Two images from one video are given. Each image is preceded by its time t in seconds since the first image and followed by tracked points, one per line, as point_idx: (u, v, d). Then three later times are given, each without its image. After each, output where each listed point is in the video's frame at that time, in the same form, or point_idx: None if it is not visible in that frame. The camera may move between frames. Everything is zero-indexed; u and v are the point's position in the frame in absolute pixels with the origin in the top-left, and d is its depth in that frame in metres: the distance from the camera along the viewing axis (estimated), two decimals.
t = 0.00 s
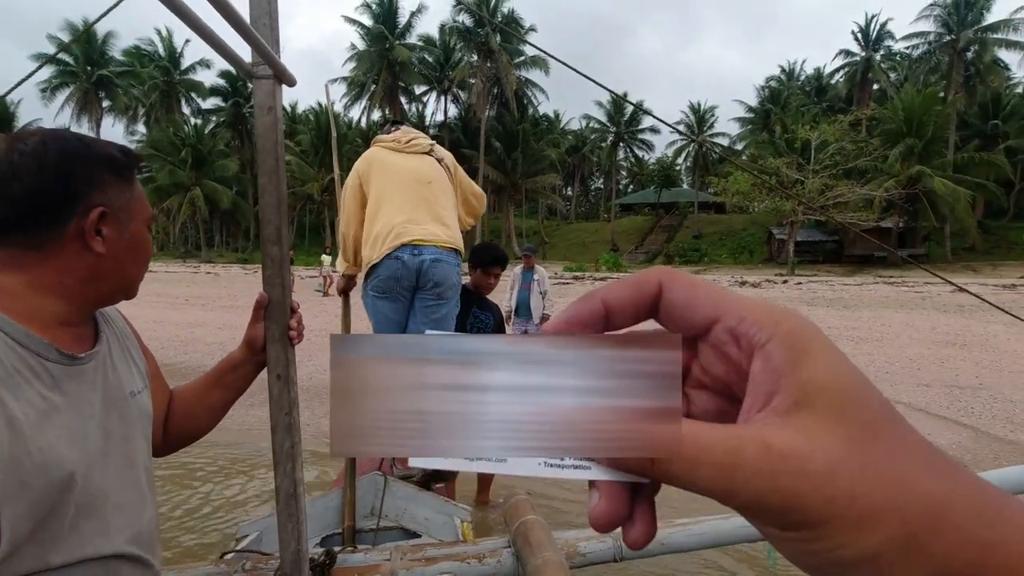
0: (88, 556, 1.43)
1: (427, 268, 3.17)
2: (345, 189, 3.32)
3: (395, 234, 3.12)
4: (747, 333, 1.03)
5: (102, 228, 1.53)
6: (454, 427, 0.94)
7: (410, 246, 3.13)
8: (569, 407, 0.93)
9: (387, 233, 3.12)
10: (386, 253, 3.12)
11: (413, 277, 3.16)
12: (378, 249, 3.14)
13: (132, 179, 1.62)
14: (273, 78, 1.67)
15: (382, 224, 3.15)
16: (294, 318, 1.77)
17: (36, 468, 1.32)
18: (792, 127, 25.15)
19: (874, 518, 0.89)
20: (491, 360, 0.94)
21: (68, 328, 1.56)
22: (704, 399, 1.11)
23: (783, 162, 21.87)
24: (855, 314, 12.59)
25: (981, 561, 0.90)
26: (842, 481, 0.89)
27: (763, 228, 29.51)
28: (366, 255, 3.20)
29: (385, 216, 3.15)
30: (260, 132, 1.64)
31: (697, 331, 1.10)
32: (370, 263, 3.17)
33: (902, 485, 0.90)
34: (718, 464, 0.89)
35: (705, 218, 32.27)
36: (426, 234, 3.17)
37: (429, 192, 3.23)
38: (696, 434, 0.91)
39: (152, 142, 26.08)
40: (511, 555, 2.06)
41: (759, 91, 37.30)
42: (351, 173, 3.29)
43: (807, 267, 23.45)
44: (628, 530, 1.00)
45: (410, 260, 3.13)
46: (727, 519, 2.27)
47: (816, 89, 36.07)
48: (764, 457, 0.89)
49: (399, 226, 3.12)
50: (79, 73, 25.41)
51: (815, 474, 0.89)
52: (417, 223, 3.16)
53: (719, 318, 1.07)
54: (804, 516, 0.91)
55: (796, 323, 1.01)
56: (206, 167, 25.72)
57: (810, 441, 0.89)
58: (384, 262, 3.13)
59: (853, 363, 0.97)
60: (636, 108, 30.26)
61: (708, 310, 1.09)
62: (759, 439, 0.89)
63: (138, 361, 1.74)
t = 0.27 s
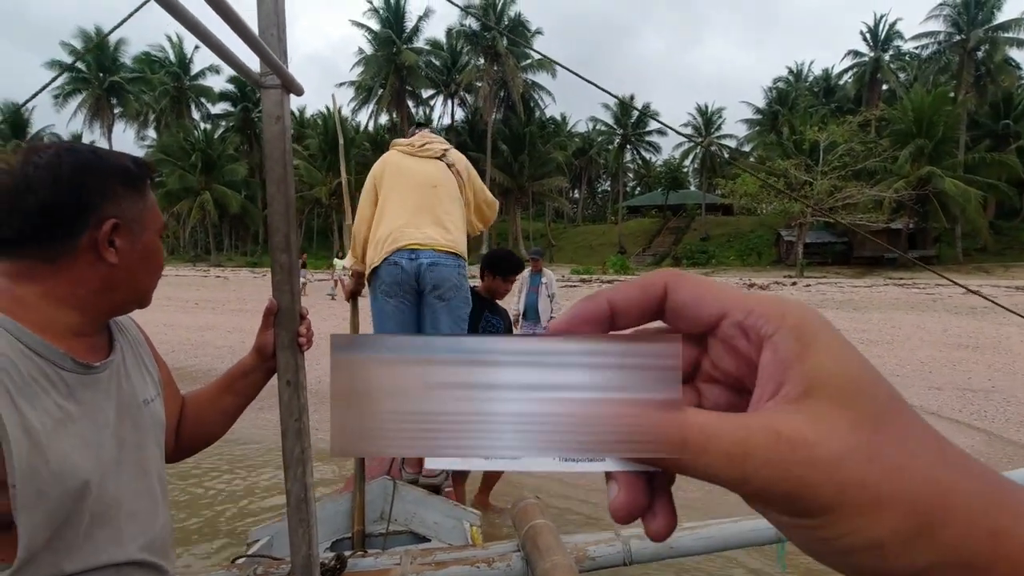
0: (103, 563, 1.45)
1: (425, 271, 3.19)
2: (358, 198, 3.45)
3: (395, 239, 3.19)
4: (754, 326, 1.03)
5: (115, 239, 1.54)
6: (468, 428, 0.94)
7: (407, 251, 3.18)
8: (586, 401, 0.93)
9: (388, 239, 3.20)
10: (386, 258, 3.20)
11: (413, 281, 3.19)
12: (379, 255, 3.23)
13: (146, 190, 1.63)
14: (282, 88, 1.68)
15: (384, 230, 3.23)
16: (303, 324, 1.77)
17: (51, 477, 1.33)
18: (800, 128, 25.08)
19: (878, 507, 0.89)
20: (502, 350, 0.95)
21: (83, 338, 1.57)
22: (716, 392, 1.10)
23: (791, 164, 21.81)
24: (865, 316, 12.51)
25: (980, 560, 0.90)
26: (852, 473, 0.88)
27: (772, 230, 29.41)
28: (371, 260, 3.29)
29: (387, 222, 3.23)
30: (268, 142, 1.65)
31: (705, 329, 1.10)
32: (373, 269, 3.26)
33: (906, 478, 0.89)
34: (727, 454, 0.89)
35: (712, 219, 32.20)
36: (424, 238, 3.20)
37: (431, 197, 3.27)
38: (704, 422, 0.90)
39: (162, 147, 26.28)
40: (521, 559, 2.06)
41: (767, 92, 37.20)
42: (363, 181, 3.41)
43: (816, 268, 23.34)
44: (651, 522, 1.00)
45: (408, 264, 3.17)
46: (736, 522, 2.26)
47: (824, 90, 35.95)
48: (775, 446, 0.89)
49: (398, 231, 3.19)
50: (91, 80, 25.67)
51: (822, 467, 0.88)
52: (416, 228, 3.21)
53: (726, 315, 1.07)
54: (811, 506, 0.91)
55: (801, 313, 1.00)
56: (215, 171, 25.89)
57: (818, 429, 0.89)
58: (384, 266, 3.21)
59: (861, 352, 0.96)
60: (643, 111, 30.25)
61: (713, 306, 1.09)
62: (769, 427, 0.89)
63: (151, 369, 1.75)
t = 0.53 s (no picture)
0: (112, 562, 1.45)
1: (434, 273, 3.20)
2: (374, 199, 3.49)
3: (405, 242, 3.22)
4: (768, 307, 1.03)
5: (122, 236, 1.55)
6: (477, 420, 0.94)
7: (416, 253, 3.20)
8: (591, 384, 0.93)
9: (399, 241, 3.24)
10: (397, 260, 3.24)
11: (422, 282, 3.20)
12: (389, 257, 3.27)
13: (152, 190, 1.64)
14: (290, 90, 1.69)
15: (396, 232, 3.27)
16: (312, 325, 1.78)
17: (59, 476, 1.34)
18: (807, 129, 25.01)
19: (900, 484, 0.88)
20: (513, 346, 0.94)
21: (92, 337, 1.58)
22: (727, 375, 1.10)
23: (797, 166, 21.76)
24: (873, 318, 12.45)
25: (995, 533, 0.91)
26: (875, 449, 0.88)
27: (778, 232, 29.33)
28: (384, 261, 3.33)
29: (399, 224, 3.27)
30: (277, 144, 1.66)
31: (717, 311, 1.09)
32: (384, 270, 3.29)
33: (928, 455, 0.89)
34: (747, 433, 0.88)
35: (719, 222, 32.14)
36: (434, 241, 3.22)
37: (440, 200, 3.27)
38: (721, 401, 0.90)
39: (170, 150, 26.43)
40: (530, 561, 2.05)
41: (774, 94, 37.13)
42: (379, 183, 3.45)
43: (823, 270, 23.26)
44: (665, 508, 1.00)
45: (416, 266, 3.19)
46: (746, 525, 2.25)
47: (831, 92, 35.86)
48: (802, 426, 0.87)
49: (408, 234, 3.22)
50: (101, 84, 25.88)
51: (846, 445, 0.87)
52: (426, 230, 3.23)
53: (740, 296, 1.06)
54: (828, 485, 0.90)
55: (817, 295, 1.00)
56: (222, 175, 26.02)
57: (841, 408, 0.88)
58: (394, 269, 3.24)
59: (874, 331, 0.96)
60: (649, 113, 30.24)
61: (726, 284, 1.07)
62: (786, 405, 0.88)
63: (160, 370, 1.76)
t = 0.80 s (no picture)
0: (119, 560, 1.46)
1: (435, 276, 3.21)
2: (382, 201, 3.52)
3: (408, 246, 3.24)
4: (765, 312, 1.02)
5: (128, 234, 1.55)
6: (480, 422, 0.94)
7: (419, 257, 3.22)
8: (589, 391, 0.93)
9: (403, 244, 3.27)
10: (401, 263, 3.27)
11: (424, 286, 3.22)
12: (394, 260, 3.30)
13: (160, 188, 1.65)
14: (297, 89, 1.69)
15: (401, 235, 3.29)
16: (317, 325, 1.78)
17: (65, 475, 1.34)
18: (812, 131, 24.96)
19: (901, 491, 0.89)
20: (518, 352, 0.94)
21: (100, 336, 1.59)
22: (725, 382, 1.09)
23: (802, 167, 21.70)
24: (878, 320, 12.40)
25: (994, 541, 0.91)
26: (875, 455, 0.88)
27: (782, 234, 29.24)
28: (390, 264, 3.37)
29: (404, 228, 3.29)
30: (284, 143, 1.66)
31: (714, 319, 1.09)
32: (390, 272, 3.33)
33: (927, 459, 0.89)
34: (747, 441, 0.87)
35: (723, 223, 32.05)
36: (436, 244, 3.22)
37: (445, 203, 3.27)
38: (720, 408, 0.89)
39: (175, 153, 26.49)
40: (534, 563, 2.05)
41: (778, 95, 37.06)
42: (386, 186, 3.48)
43: (828, 272, 23.19)
44: (665, 515, 0.99)
45: (419, 270, 3.21)
46: (752, 529, 2.24)
47: (835, 93, 35.79)
48: (808, 439, 0.86)
49: (412, 237, 3.24)
50: (106, 87, 25.97)
51: (849, 456, 0.87)
52: (429, 234, 3.24)
53: (736, 303, 1.06)
54: (828, 494, 0.90)
55: (820, 304, 0.99)
56: (227, 177, 26.07)
57: (844, 419, 0.88)
58: (399, 272, 3.27)
59: (873, 337, 0.96)
60: (652, 114, 30.20)
61: (725, 291, 1.07)
62: (787, 410, 0.88)
63: (166, 369, 1.76)
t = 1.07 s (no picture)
0: (119, 565, 1.46)
1: (425, 275, 3.21)
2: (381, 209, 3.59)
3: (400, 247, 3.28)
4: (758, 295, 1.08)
5: (124, 238, 1.54)
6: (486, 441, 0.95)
7: (411, 258, 3.24)
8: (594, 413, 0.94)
9: (396, 248, 3.31)
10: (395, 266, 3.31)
11: (416, 285, 3.24)
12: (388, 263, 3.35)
13: (162, 193, 1.63)
14: (295, 92, 1.69)
15: (395, 240, 3.34)
16: (314, 327, 1.78)
17: (67, 480, 1.35)
18: (810, 132, 25.00)
19: (891, 435, 0.85)
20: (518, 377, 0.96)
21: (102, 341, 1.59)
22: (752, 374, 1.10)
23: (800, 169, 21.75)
24: (877, 321, 12.41)
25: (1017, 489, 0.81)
26: (823, 372, 0.90)
27: (781, 235, 29.27)
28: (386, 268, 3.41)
29: (398, 231, 3.34)
30: (282, 145, 1.66)
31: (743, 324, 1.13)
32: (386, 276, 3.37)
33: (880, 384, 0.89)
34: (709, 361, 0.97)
35: (723, 225, 32.11)
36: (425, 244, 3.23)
37: (439, 207, 3.28)
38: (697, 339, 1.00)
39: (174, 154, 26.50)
40: (529, 565, 2.05)
41: (777, 97, 37.13)
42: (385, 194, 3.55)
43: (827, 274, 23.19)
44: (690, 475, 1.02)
45: (410, 269, 3.23)
46: (747, 531, 2.23)
47: (834, 95, 35.83)
48: (772, 358, 0.92)
49: (405, 240, 3.28)
50: (106, 89, 26.01)
51: (805, 374, 0.91)
52: (420, 235, 3.25)
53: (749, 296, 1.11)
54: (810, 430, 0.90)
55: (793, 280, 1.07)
56: (226, 178, 26.10)
57: (795, 343, 0.93)
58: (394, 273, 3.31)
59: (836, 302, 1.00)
60: (651, 117, 30.31)
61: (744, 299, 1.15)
62: (742, 339, 0.95)
63: (165, 373, 1.76)
